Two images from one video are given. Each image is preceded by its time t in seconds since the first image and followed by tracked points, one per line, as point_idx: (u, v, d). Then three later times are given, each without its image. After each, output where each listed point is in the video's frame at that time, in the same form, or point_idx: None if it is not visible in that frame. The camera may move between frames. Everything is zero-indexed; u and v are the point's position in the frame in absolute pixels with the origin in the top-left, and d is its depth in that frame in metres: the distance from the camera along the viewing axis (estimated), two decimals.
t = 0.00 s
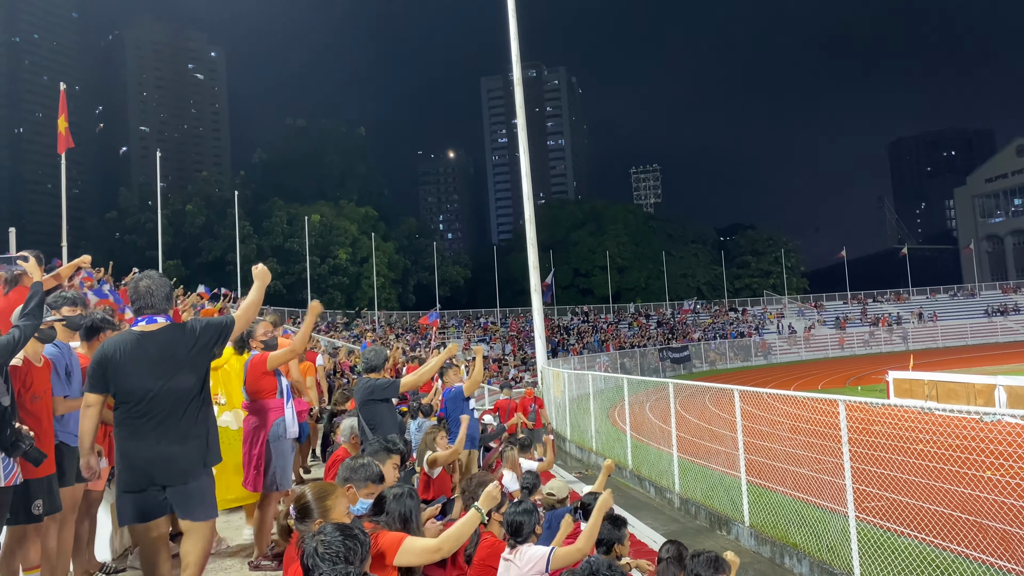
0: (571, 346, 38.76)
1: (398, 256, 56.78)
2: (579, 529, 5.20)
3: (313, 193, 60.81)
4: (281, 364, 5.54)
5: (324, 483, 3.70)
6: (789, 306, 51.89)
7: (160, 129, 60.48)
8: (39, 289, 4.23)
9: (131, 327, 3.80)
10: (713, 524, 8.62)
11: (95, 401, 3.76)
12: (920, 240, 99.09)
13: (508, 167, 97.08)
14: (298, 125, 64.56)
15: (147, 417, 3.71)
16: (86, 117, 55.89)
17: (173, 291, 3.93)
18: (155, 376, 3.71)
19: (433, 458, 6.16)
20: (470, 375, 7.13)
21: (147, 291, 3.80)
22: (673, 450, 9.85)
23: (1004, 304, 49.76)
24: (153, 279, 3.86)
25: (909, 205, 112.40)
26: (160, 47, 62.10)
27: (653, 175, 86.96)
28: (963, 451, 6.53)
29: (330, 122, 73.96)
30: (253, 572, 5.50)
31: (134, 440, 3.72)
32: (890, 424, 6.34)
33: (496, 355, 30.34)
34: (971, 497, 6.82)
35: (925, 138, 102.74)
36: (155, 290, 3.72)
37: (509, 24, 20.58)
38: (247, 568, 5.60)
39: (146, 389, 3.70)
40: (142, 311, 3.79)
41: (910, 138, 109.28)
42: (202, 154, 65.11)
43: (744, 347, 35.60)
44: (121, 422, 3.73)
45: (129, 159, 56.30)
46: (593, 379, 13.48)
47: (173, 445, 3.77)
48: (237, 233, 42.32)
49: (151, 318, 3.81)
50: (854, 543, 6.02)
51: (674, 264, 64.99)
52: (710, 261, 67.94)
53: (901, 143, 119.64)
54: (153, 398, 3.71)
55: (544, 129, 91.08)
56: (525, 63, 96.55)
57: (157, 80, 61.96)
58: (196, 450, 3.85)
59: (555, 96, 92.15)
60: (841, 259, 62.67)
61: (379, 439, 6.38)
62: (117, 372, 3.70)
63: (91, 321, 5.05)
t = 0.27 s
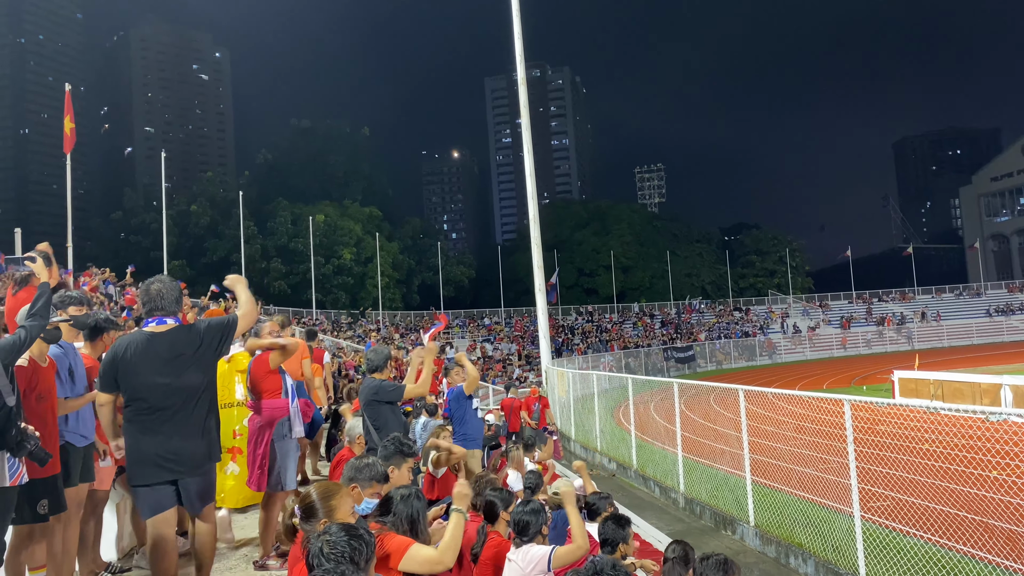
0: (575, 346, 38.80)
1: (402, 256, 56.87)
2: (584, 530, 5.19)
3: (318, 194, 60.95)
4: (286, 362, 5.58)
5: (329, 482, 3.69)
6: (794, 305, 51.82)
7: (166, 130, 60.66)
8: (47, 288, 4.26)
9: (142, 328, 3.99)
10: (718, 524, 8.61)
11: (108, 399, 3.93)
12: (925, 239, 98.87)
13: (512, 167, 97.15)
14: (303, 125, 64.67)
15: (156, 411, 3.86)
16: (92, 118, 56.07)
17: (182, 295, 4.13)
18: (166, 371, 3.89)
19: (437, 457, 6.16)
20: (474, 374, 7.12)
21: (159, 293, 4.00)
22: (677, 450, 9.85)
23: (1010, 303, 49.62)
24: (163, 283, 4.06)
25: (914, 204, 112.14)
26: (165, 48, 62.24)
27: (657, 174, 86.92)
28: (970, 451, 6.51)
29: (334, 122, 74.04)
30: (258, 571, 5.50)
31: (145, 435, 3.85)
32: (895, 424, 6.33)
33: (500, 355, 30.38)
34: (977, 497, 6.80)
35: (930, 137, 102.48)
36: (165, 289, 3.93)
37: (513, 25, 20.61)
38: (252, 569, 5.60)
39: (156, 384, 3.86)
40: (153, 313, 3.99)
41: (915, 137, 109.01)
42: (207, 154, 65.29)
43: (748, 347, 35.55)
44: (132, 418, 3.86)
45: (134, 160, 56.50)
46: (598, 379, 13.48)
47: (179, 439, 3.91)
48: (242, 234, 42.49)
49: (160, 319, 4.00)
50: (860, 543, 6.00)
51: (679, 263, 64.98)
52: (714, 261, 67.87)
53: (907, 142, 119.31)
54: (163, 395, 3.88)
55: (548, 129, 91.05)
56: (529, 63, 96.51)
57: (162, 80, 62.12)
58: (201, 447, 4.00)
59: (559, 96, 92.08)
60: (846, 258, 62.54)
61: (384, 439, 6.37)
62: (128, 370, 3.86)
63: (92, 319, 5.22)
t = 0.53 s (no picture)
0: (585, 346, 38.87)
1: (412, 257, 56.99)
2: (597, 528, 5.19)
3: (328, 195, 61.12)
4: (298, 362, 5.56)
5: (345, 481, 3.71)
6: (805, 305, 51.67)
7: (177, 133, 61.00)
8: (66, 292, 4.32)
9: (175, 334, 4.52)
10: (731, 525, 8.65)
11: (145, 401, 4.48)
12: (938, 238, 98.26)
13: (521, 168, 97.16)
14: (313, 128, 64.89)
15: (189, 411, 4.43)
16: (104, 121, 56.41)
17: (210, 304, 4.64)
18: (201, 376, 4.46)
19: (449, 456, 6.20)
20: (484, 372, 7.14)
21: (190, 304, 4.52)
22: (690, 450, 9.89)
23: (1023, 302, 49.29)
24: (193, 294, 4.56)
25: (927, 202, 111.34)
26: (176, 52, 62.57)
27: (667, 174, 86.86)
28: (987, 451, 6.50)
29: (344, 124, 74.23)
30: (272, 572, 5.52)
31: (177, 432, 4.41)
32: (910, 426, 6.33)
33: (511, 356, 30.42)
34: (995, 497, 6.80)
35: (942, 135, 101.75)
36: (197, 301, 4.44)
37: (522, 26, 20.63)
38: (265, 569, 5.61)
39: (190, 389, 4.42)
40: (186, 321, 4.53)
41: (927, 135, 108.24)
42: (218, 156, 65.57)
43: (760, 348, 35.42)
44: (168, 418, 4.41)
45: (146, 163, 56.87)
46: (609, 379, 13.50)
47: (210, 440, 4.50)
48: (253, 236, 42.79)
49: (194, 327, 4.54)
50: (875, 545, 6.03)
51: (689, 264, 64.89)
52: (725, 261, 67.65)
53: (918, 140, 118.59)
54: (196, 398, 4.45)
55: (557, 129, 90.93)
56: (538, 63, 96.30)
57: (173, 84, 62.49)
58: (226, 445, 4.59)
59: (568, 96, 91.94)
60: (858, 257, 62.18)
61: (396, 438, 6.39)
62: (163, 376, 4.40)
63: (107, 324, 5.33)
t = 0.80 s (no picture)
0: (615, 348, 38.78)
1: (441, 260, 57.21)
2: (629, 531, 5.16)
3: (357, 199, 61.52)
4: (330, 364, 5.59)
5: (380, 484, 3.72)
6: (838, 306, 51.02)
7: (209, 139, 61.86)
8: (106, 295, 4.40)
9: (221, 335, 4.76)
10: (764, 528, 8.55)
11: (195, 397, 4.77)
12: (974, 237, 96.47)
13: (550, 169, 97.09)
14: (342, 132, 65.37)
15: (234, 407, 4.68)
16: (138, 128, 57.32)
17: (254, 305, 4.83)
18: (245, 373, 4.70)
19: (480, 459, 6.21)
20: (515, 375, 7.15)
21: (236, 305, 4.72)
22: (722, 452, 9.82)
23: None
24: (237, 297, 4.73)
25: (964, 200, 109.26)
26: (207, 59, 63.39)
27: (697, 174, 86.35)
28: None
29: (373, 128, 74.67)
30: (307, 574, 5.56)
31: (224, 426, 4.68)
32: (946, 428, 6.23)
33: (540, 357, 30.37)
34: None
35: (979, 132, 99.81)
36: (243, 305, 4.62)
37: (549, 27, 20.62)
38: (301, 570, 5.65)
39: (236, 385, 4.67)
40: (231, 322, 4.74)
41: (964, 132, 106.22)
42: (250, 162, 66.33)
43: (793, 348, 34.99)
44: (215, 414, 4.70)
45: (179, 168, 57.75)
46: (639, 381, 13.45)
47: (253, 433, 4.74)
48: (284, 241, 43.30)
49: (238, 327, 4.75)
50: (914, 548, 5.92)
51: (720, 264, 64.36)
52: (756, 261, 67.00)
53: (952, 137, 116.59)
54: (240, 393, 4.70)
55: (585, 130, 90.75)
56: (566, 65, 96.12)
57: (205, 90, 63.37)
58: (269, 437, 4.82)
59: (596, 97, 91.69)
60: (892, 256, 61.23)
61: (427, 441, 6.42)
62: (211, 374, 4.66)
63: (146, 328, 5.41)
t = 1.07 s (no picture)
0: (646, 351, 38.60)
1: (470, 263, 57.39)
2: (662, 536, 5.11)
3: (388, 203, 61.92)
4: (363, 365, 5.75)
5: (414, 487, 3.72)
6: (874, 308, 50.26)
7: (243, 145, 62.69)
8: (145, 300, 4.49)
9: (260, 342, 4.83)
10: (799, 533, 8.43)
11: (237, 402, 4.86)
12: (1013, 237, 94.55)
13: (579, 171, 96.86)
14: (373, 137, 65.90)
15: (274, 410, 4.77)
16: (173, 135, 58.25)
17: (293, 311, 4.90)
18: (282, 378, 4.76)
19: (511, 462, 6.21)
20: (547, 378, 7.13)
21: (274, 313, 4.82)
22: (756, 456, 9.72)
23: None
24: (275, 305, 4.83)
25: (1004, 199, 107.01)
26: (241, 66, 64.27)
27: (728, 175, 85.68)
28: None
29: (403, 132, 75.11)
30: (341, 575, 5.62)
31: (265, 427, 4.79)
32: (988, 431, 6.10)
33: (571, 360, 30.32)
34: None
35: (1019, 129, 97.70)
36: (280, 313, 4.71)
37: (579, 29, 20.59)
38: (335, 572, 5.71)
39: (275, 390, 4.74)
40: (270, 329, 4.81)
41: (1003, 130, 104.08)
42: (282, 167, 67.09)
43: (827, 351, 34.51)
44: (257, 415, 4.79)
45: (214, 174, 58.62)
46: (671, 385, 13.37)
47: (291, 433, 4.82)
48: (316, 245, 43.75)
49: (276, 334, 4.82)
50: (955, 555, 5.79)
51: (753, 266, 63.79)
52: (789, 263, 66.24)
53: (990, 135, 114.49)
54: (279, 396, 4.78)
55: (615, 132, 90.45)
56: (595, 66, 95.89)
57: (239, 96, 64.24)
58: (307, 438, 4.88)
59: (626, 98, 91.34)
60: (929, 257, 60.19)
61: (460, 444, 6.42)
62: (251, 379, 4.74)
63: (182, 330, 5.49)
